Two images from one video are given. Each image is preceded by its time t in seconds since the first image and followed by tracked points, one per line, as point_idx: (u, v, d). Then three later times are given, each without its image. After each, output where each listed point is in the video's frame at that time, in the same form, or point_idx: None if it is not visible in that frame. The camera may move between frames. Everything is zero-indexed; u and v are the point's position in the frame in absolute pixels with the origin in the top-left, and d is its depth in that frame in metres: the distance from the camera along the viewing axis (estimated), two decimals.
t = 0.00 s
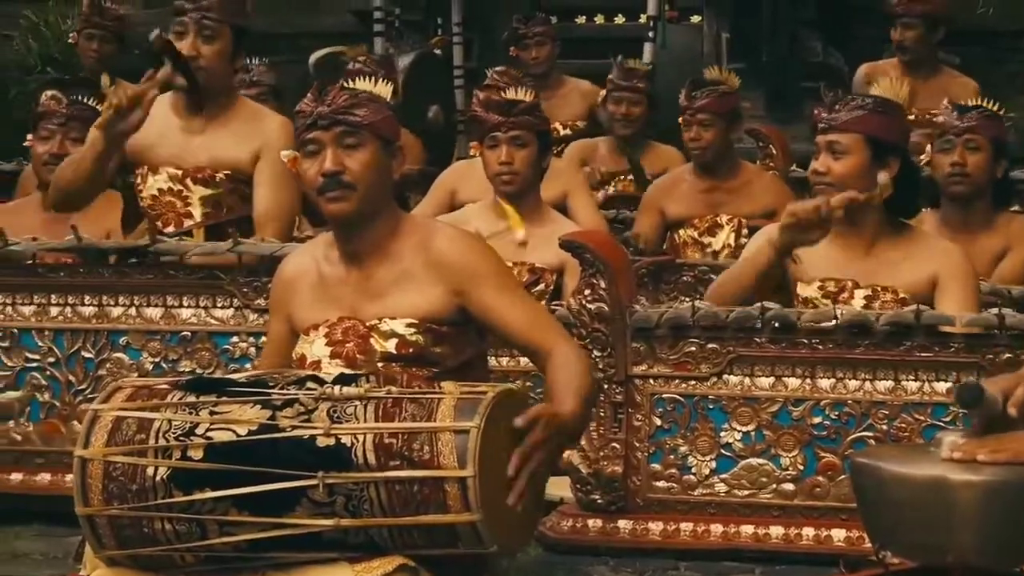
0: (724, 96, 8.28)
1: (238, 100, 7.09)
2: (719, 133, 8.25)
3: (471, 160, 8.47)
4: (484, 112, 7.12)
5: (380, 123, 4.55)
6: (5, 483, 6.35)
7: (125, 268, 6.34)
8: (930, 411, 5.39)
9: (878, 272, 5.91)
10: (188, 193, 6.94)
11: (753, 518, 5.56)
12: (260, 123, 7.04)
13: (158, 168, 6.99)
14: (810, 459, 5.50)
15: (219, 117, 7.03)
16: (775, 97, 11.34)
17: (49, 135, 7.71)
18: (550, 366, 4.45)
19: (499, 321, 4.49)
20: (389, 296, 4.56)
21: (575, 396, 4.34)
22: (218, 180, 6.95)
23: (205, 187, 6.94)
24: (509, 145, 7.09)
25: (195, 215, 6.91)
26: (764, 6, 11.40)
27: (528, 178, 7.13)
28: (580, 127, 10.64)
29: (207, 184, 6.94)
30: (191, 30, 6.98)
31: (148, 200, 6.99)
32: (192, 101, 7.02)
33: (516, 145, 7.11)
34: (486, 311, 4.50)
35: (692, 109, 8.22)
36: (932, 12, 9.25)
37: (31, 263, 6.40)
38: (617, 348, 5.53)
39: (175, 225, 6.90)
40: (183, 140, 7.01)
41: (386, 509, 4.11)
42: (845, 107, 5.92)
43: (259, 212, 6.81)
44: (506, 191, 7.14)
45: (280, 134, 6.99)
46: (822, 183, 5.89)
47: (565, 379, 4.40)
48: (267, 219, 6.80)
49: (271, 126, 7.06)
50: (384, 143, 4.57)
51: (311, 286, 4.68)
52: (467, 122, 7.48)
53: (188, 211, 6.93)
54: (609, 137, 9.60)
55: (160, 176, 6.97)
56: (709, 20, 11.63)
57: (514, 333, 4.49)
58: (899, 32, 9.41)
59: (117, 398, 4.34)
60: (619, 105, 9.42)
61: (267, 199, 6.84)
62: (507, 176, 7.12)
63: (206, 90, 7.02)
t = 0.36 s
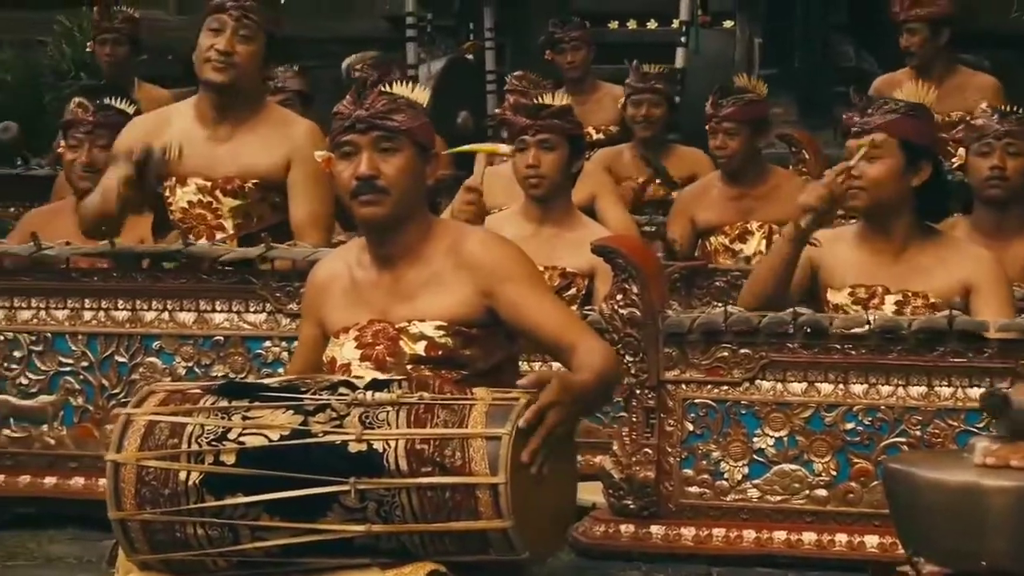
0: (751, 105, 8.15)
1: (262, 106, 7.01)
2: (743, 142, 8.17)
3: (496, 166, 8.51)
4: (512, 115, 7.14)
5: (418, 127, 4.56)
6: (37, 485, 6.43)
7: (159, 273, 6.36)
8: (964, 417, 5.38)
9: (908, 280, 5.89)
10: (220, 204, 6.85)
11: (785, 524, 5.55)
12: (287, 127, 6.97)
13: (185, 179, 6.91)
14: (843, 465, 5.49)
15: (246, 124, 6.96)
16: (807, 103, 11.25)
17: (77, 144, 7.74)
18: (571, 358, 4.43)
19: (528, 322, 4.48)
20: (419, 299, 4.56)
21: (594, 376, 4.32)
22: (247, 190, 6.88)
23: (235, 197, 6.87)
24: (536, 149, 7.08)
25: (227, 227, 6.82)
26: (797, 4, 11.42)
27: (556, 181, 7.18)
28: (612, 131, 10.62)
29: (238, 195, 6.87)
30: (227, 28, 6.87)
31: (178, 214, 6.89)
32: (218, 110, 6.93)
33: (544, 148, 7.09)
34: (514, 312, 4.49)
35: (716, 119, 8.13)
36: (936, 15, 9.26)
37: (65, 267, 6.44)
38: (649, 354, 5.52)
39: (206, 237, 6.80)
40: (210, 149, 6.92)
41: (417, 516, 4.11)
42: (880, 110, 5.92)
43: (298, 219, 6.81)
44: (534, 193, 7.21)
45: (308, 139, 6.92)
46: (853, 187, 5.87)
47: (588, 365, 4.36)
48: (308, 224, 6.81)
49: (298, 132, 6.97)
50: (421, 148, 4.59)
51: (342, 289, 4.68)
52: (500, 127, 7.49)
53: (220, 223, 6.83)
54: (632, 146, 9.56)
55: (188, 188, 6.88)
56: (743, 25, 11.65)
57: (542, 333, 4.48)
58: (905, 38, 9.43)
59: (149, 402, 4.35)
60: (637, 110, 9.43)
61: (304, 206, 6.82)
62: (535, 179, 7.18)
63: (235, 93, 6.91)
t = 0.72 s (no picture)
0: (788, 104, 8.21)
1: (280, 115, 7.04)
2: (782, 139, 8.17)
3: (528, 174, 8.48)
4: (549, 124, 7.08)
5: (451, 134, 4.59)
6: (76, 491, 6.48)
7: (197, 280, 6.40)
8: (1002, 423, 5.36)
9: (939, 289, 5.89)
10: (246, 221, 6.87)
11: (822, 530, 5.54)
12: (306, 137, 6.99)
13: (210, 199, 6.95)
14: (881, 471, 5.47)
15: (266, 137, 6.98)
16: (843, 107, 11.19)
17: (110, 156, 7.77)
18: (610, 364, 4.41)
19: (563, 327, 4.48)
20: (455, 305, 4.58)
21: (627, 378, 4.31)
22: (273, 205, 6.91)
23: (260, 214, 6.88)
24: (575, 158, 7.07)
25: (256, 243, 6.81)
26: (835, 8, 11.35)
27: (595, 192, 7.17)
28: (649, 138, 10.62)
29: (263, 211, 6.89)
30: (236, 46, 6.89)
31: (207, 235, 6.93)
32: (238, 125, 6.96)
33: (582, 157, 7.08)
34: (550, 316, 4.50)
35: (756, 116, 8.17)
36: (956, 21, 9.25)
37: (104, 273, 6.48)
38: (686, 359, 5.53)
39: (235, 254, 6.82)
40: (232, 168, 6.94)
41: (454, 519, 4.11)
42: (910, 124, 5.77)
43: (328, 227, 6.86)
44: (573, 204, 7.17)
45: (329, 148, 6.95)
46: (907, 211, 5.77)
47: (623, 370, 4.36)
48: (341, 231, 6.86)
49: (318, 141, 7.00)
50: (454, 155, 4.61)
51: (378, 295, 4.70)
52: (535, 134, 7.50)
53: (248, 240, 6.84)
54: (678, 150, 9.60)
55: (214, 209, 6.92)
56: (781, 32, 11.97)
57: (577, 338, 4.48)
58: (927, 46, 9.44)
59: (189, 407, 4.38)
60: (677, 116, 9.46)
61: (334, 215, 6.87)
62: (574, 189, 7.15)
63: (249, 113, 6.93)
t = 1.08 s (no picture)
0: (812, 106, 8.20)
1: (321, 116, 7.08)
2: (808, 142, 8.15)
3: (548, 180, 8.50)
4: (568, 129, 7.11)
5: (474, 138, 4.60)
6: (95, 495, 6.50)
7: (217, 283, 6.42)
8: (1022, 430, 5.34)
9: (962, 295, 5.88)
10: (274, 212, 6.92)
11: (840, 536, 5.54)
12: (342, 138, 7.02)
13: (242, 188, 6.98)
14: (899, 477, 5.47)
15: (304, 133, 7.01)
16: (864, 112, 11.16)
17: (143, 156, 7.84)
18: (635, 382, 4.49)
19: (589, 338, 4.52)
20: (478, 311, 4.58)
21: (663, 409, 4.36)
22: (303, 199, 6.94)
23: (290, 206, 6.93)
24: (595, 162, 7.06)
25: (281, 233, 6.87)
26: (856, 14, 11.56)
27: (615, 196, 7.17)
28: (670, 143, 10.61)
29: (294, 203, 6.93)
30: (278, 47, 6.90)
31: (234, 221, 6.98)
32: (278, 121, 6.99)
33: (603, 161, 7.07)
34: (575, 326, 4.52)
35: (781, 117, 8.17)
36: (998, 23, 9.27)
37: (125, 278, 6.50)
38: (705, 364, 5.51)
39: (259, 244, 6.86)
40: (268, 160, 6.98)
41: (473, 524, 4.12)
42: (934, 133, 5.73)
43: (356, 226, 6.83)
44: (593, 207, 7.17)
45: (364, 149, 6.98)
46: (938, 218, 5.76)
47: (653, 400, 4.40)
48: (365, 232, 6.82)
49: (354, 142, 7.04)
50: (477, 160, 4.62)
51: (399, 300, 4.71)
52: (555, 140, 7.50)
53: (274, 231, 6.89)
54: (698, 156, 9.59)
55: (244, 197, 6.95)
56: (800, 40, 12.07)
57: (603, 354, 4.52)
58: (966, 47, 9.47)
59: (207, 412, 4.38)
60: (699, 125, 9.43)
61: (361, 213, 6.85)
62: (595, 193, 7.15)
63: (295, 112, 6.97)
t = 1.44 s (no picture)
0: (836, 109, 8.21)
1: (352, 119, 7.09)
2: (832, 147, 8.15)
3: (569, 183, 8.49)
4: (587, 131, 7.06)
5: (485, 147, 4.58)
6: (115, 497, 6.54)
7: (234, 286, 6.42)
8: None
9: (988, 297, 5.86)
10: (302, 212, 6.92)
11: (860, 540, 5.53)
12: (369, 141, 7.04)
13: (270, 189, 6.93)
14: (919, 480, 5.46)
15: (335, 136, 7.02)
16: (884, 116, 11.21)
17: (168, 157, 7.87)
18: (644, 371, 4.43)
19: (600, 335, 4.50)
20: (493, 313, 4.58)
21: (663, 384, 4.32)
22: (332, 200, 6.94)
23: (319, 207, 6.92)
24: (613, 164, 7.03)
25: (309, 234, 6.87)
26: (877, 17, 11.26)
27: (633, 199, 7.14)
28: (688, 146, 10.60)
29: (322, 204, 6.93)
30: (308, 48, 6.91)
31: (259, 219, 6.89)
32: (307, 124, 7.01)
33: (621, 162, 7.03)
34: (587, 325, 4.51)
35: (806, 122, 8.13)
36: None
37: (144, 280, 6.52)
38: (724, 368, 5.51)
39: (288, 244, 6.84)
40: (297, 161, 6.99)
41: (491, 529, 4.11)
42: (980, 129, 5.76)
43: (369, 227, 6.82)
44: (612, 210, 7.16)
45: (392, 153, 7.00)
46: (973, 213, 5.76)
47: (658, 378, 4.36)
48: (378, 235, 6.81)
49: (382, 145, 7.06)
50: (490, 168, 4.60)
51: (416, 303, 4.71)
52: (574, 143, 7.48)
53: (302, 231, 6.89)
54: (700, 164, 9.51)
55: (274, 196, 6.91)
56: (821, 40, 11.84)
57: (614, 347, 4.49)
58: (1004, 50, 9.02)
59: (226, 415, 4.39)
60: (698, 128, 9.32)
61: (376, 216, 6.85)
62: (613, 195, 7.13)
63: (323, 113, 6.98)
